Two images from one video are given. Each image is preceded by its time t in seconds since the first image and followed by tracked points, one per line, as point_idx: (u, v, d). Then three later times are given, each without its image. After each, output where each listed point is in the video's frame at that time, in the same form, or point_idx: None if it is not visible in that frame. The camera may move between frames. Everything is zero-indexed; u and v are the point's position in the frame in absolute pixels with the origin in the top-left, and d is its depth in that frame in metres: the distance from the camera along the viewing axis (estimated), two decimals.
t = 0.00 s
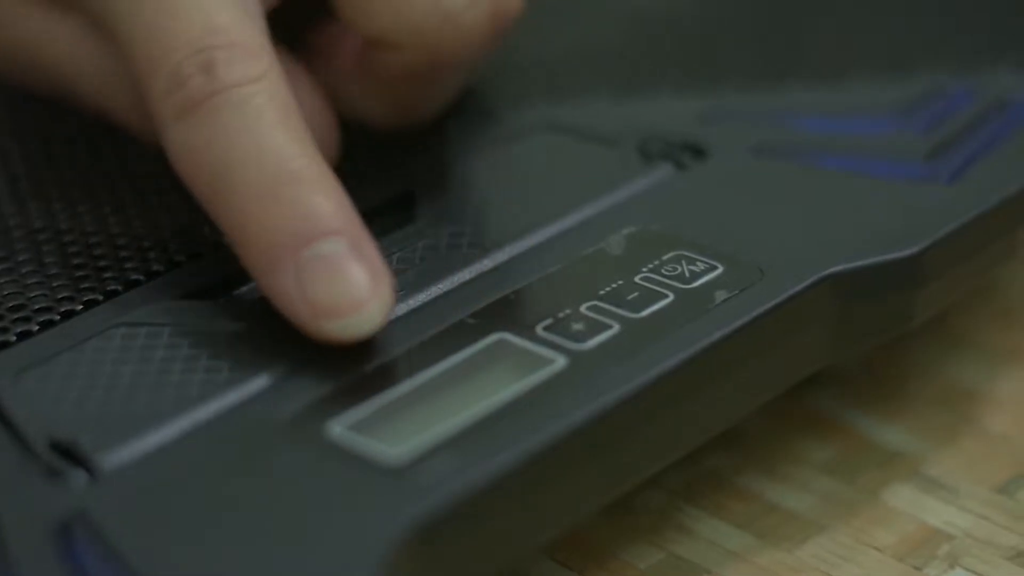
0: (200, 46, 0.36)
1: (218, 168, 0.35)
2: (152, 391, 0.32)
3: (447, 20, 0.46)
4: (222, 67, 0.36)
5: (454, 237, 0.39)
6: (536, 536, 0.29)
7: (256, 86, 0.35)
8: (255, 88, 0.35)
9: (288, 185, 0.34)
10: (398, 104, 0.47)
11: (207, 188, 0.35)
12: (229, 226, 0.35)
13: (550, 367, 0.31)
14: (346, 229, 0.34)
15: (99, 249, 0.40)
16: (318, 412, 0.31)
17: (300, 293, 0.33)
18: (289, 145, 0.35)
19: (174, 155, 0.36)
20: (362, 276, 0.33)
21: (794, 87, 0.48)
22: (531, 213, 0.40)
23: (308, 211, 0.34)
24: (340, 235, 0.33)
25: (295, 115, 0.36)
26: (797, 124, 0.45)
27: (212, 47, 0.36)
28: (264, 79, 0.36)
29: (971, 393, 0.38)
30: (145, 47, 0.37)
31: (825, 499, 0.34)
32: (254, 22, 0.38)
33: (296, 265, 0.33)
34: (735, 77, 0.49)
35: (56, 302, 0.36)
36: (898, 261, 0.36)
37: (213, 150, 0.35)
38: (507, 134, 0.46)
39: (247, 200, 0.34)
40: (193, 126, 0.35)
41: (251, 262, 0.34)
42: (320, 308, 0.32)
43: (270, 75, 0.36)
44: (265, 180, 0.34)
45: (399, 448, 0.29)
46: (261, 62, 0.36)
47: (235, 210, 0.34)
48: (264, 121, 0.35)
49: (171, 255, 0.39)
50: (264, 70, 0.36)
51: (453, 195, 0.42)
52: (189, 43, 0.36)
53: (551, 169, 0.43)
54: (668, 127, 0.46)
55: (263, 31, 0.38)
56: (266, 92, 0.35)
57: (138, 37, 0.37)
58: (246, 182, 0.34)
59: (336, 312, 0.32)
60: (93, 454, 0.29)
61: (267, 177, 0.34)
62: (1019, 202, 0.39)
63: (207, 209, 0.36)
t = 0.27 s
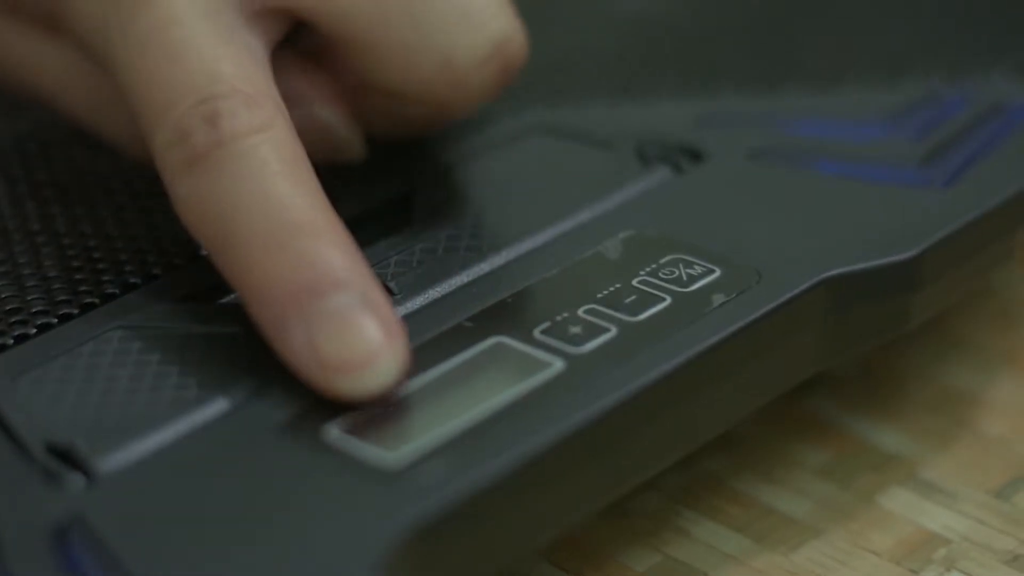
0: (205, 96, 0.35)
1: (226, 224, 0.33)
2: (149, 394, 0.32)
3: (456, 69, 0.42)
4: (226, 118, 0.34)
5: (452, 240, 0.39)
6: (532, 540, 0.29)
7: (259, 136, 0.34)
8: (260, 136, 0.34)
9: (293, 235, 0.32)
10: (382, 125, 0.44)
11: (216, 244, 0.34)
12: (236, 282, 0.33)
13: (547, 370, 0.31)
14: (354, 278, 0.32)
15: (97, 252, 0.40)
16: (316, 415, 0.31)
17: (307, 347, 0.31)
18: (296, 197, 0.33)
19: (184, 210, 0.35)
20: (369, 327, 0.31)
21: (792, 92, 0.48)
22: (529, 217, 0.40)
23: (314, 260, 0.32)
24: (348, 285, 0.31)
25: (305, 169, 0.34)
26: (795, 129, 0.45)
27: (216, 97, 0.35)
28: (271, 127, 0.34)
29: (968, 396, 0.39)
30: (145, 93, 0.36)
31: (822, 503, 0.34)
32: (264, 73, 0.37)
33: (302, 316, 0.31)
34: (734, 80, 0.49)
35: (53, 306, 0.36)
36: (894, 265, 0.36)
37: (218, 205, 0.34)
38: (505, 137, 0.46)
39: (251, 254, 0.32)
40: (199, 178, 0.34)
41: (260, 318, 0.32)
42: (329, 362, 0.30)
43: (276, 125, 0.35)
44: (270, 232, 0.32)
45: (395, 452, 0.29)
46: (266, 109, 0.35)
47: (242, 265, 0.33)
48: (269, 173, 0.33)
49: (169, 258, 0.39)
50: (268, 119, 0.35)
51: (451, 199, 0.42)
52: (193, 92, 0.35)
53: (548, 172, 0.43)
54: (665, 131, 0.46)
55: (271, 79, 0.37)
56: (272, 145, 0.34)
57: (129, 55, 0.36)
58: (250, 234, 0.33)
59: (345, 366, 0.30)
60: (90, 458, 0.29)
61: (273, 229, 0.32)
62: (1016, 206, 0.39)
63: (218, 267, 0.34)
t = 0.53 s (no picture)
0: (244, 120, 0.33)
1: (262, 255, 0.31)
2: (146, 399, 0.32)
3: (470, 124, 0.41)
4: (265, 144, 0.32)
5: (449, 245, 0.39)
6: (527, 545, 0.29)
7: (297, 165, 0.32)
8: (298, 164, 0.32)
9: (333, 273, 0.30)
10: (385, 149, 0.44)
11: (251, 274, 0.32)
12: (271, 316, 0.31)
13: (543, 375, 0.31)
14: (396, 321, 0.30)
15: (94, 257, 0.40)
16: (312, 419, 0.31)
17: (345, 391, 0.29)
18: (336, 231, 0.31)
19: (216, 234, 0.33)
20: (411, 372, 0.29)
21: (790, 99, 0.48)
22: (526, 221, 0.40)
23: (355, 301, 0.30)
24: (390, 328, 0.30)
25: (343, 198, 0.32)
26: (792, 134, 0.45)
27: (254, 122, 0.33)
28: (310, 154, 0.33)
29: (965, 400, 0.39)
30: (175, 106, 0.33)
31: (819, 507, 0.34)
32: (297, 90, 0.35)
33: (342, 360, 0.29)
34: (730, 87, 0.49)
35: (50, 310, 0.36)
36: (891, 268, 0.36)
37: (254, 234, 0.32)
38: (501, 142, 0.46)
39: (287, 289, 0.31)
40: (234, 205, 0.32)
41: (294, 355, 0.31)
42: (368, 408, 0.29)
43: (314, 152, 0.33)
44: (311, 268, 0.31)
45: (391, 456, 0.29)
46: (304, 135, 0.33)
47: (277, 299, 0.31)
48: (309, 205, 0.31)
49: (166, 263, 0.39)
50: (307, 147, 0.33)
51: (448, 203, 0.42)
52: (230, 115, 0.33)
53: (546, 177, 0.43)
54: (662, 136, 0.46)
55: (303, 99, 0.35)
56: (310, 174, 0.32)
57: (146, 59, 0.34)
58: (288, 269, 0.31)
59: (386, 412, 0.28)
60: (86, 462, 0.29)
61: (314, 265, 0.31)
62: (1013, 210, 0.39)
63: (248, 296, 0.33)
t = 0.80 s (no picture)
0: (199, 108, 0.33)
1: (222, 246, 0.31)
2: (143, 403, 0.32)
3: (430, 120, 0.42)
4: (224, 134, 0.32)
5: (447, 250, 0.39)
6: (525, 549, 0.29)
7: (256, 152, 0.32)
8: (257, 152, 0.32)
9: (298, 265, 0.31)
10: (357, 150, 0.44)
11: (213, 264, 0.32)
12: (233, 306, 0.32)
13: (541, 380, 0.31)
14: (361, 311, 0.30)
15: (92, 262, 0.40)
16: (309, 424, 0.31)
17: (314, 384, 0.30)
18: (299, 220, 0.31)
19: (175, 219, 0.33)
20: (380, 364, 0.30)
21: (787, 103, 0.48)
22: (524, 226, 0.40)
23: (320, 293, 0.30)
24: (357, 320, 0.30)
25: (302, 184, 0.32)
26: (790, 138, 0.45)
27: (211, 109, 0.33)
28: (268, 141, 0.33)
29: (962, 405, 0.39)
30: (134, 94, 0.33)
31: (816, 512, 0.34)
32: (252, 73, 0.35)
33: (309, 352, 0.30)
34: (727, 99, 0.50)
35: (48, 314, 0.36)
36: (888, 273, 0.36)
37: (215, 225, 0.32)
38: (499, 146, 0.46)
39: (251, 280, 0.31)
40: (193, 192, 0.32)
41: (259, 345, 0.31)
42: (339, 400, 0.29)
43: (272, 138, 0.33)
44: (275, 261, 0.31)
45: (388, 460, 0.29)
46: (262, 121, 0.33)
47: (240, 290, 0.31)
48: (269, 193, 0.31)
49: (165, 268, 0.39)
50: (265, 133, 0.33)
51: (447, 208, 0.42)
52: (186, 103, 0.33)
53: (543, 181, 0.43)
54: (660, 140, 0.46)
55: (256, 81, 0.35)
56: (270, 161, 0.32)
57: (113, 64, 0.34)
58: (250, 261, 0.31)
59: (357, 406, 0.29)
60: (84, 467, 0.29)
61: (276, 256, 0.31)
62: (1010, 214, 0.39)
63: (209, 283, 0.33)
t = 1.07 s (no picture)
0: (226, 120, 0.33)
1: (253, 257, 0.31)
2: (142, 404, 0.32)
3: (433, 129, 0.42)
4: (250, 145, 0.33)
5: (445, 252, 0.39)
6: (524, 550, 0.29)
7: (285, 164, 0.32)
8: (284, 164, 0.32)
9: (324, 275, 0.31)
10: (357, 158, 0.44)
11: (243, 277, 0.32)
12: (263, 320, 0.32)
13: (540, 382, 0.31)
14: (389, 320, 0.30)
15: (91, 264, 0.40)
16: (308, 426, 0.31)
17: (345, 395, 0.29)
18: (326, 231, 0.31)
19: (206, 238, 0.33)
20: (410, 374, 0.29)
21: (785, 105, 0.48)
22: (522, 228, 0.40)
23: (348, 302, 0.30)
24: (386, 329, 0.30)
25: (329, 195, 0.33)
26: (788, 140, 0.45)
27: (238, 122, 0.33)
28: (296, 152, 0.33)
29: (960, 407, 0.39)
30: (157, 99, 0.34)
31: (815, 513, 0.34)
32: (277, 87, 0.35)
33: (341, 363, 0.30)
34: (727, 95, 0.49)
35: (47, 316, 0.36)
36: (886, 275, 0.36)
37: (245, 241, 0.32)
38: (497, 148, 0.47)
39: (283, 294, 0.31)
40: (221, 206, 0.33)
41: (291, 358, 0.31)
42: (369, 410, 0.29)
43: (299, 150, 0.33)
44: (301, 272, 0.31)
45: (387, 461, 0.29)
46: (287, 133, 0.33)
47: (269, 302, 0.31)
48: (296, 205, 0.32)
49: (164, 270, 0.39)
50: (292, 144, 0.33)
51: (445, 210, 0.42)
52: (214, 115, 0.33)
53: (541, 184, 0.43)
54: (658, 142, 0.46)
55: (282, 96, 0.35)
56: (299, 173, 0.32)
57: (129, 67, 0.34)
58: (282, 276, 0.31)
59: (387, 413, 0.29)
60: (82, 469, 0.29)
61: (305, 267, 0.31)
62: (1007, 217, 0.39)
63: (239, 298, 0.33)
